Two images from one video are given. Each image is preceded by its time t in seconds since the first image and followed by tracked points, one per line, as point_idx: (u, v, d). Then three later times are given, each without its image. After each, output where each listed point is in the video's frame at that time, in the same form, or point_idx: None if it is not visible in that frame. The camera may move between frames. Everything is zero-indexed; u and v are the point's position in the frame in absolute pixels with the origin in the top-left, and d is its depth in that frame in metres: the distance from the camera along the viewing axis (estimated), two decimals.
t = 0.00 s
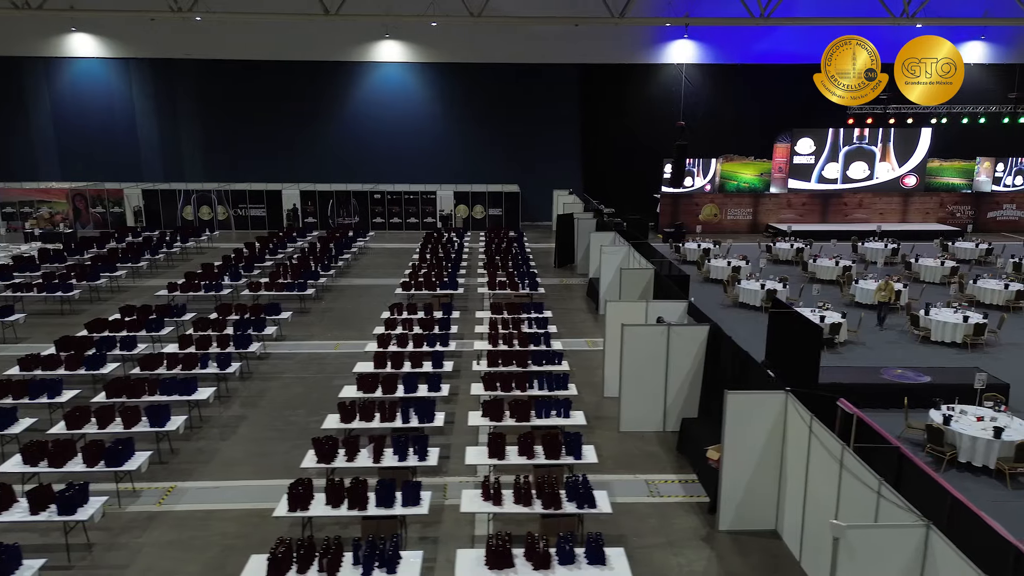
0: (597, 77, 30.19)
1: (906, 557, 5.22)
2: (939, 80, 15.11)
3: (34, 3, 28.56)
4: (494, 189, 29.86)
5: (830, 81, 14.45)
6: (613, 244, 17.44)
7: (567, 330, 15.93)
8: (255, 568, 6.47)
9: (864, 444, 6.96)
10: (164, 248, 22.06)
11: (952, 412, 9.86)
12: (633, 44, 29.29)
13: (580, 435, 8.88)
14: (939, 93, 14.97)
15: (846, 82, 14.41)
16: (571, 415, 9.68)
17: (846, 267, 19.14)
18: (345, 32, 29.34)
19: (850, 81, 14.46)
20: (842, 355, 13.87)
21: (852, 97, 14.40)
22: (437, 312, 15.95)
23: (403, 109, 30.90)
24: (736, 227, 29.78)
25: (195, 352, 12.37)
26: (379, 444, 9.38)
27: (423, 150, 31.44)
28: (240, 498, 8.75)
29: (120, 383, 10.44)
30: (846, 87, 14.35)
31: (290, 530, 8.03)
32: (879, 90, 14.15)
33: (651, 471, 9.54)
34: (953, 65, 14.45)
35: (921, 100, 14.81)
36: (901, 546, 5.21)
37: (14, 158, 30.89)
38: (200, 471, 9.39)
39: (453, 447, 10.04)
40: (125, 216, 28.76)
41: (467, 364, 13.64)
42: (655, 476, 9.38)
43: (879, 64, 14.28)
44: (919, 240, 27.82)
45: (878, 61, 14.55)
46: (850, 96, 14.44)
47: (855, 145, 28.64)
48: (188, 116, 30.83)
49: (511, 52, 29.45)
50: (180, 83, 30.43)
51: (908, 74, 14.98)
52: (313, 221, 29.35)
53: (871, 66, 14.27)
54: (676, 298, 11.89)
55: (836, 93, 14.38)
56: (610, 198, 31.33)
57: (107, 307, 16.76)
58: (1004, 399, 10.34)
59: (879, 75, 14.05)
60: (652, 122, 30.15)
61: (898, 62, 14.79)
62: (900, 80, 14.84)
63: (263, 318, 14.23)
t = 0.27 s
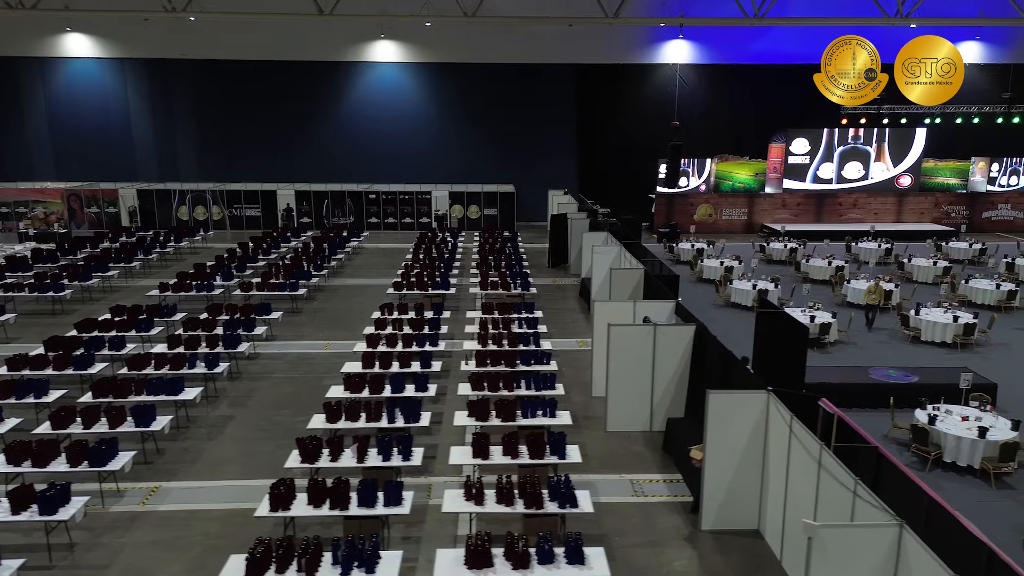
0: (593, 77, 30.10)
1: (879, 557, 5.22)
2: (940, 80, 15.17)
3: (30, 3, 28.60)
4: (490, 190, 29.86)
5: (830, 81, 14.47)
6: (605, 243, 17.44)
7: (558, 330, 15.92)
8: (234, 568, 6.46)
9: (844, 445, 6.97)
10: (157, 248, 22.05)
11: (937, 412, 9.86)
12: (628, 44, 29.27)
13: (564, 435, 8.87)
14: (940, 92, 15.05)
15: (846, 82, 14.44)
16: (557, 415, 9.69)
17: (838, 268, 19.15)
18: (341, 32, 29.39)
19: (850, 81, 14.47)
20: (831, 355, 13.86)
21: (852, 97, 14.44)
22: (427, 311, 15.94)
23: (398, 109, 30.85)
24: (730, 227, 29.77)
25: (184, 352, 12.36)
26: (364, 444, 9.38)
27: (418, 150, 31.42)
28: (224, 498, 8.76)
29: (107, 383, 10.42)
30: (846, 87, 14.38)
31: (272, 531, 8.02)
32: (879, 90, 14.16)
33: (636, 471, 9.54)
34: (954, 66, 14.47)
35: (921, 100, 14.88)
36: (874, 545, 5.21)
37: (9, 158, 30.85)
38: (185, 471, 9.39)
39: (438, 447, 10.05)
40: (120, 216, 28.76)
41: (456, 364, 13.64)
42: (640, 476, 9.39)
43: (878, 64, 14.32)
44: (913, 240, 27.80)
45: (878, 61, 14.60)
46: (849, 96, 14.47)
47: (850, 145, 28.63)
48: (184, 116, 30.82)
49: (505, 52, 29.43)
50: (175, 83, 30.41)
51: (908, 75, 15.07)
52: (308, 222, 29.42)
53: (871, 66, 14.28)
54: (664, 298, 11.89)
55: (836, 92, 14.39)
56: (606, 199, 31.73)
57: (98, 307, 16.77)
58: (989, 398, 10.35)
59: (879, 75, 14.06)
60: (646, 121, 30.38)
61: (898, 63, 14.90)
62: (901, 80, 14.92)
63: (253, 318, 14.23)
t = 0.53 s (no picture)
0: (588, 77, 30.12)
1: (853, 557, 5.23)
2: (940, 80, 15.51)
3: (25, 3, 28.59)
4: (485, 190, 29.86)
5: (830, 81, 14.63)
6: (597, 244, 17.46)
7: (549, 330, 15.91)
8: (212, 568, 6.46)
9: (823, 444, 6.98)
10: (150, 248, 22.06)
11: (922, 412, 9.87)
12: (623, 44, 29.31)
13: (549, 435, 8.87)
14: (940, 92, 15.37)
15: (846, 82, 14.54)
16: (543, 415, 9.69)
17: (831, 268, 19.18)
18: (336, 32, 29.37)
19: (850, 81, 14.55)
20: (821, 355, 13.87)
21: (852, 97, 14.48)
22: (418, 311, 15.93)
23: (394, 109, 30.84)
24: (725, 227, 29.76)
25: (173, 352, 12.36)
26: (350, 444, 9.38)
27: (413, 150, 31.40)
28: (208, 498, 8.75)
29: (94, 383, 10.42)
30: (846, 87, 14.47)
31: (255, 531, 8.02)
32: (879, 90, 14.19)
33: (622, 471, 9.54)
34: (954, 66, 14.84)
35: (921, 100, 15.22)
36: (848, 545, 5.22)
37: (3, 158, 30.81)
38: (171, 471, 9.39)
39: (425, 447, 10.04)
40: (115, 216, 28.72)
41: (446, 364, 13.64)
42: (625, 475, 9.39)
43: (878, 64, 14.53)
44: (908, 240, 27.80)
45: (877, 62, 14.87)
46: (849, 96, 14.53)
47: (845, 145, 28.61)
48: (179, 116, 30.80)
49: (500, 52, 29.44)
50: (170, 83, 30.40)
51: (908, 75, 15.37)
52: (302, 221, 29.36)
53: (871, 65, 14.57)
54: (652, 298, 11.88)
55: (835, 92, 14.54)
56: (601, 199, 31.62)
57: (90, 307, 16.77)
58: (976, 399, 10.36)
59: (879, 74, 14.11)
60: (639, 121, 30.37)
61: (898, 63, 15.11)
62: (901, 80, 15.21)
63: (243, 318, 14.23)
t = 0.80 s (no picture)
0: (583, 78, 30.12)
1: (827, 557, 5.25)
2: (940, 81, 15.48)
3: (20, 3, 28.61)
4: (480, 190, 29.86)
5: (830, 81, 14.74)
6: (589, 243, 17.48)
7: (540, 330, 15.91)
8: (191, 568, 6.45)
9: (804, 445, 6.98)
10: (144, 248, 22.06)
11: (908, 412, 9.89)
12: (618, 44, 29.31)
13: (534, 435, 8.87)
14: (941, 92, 15.35)
15: (846, 82, 14.67)
16: (529, 415, 9.69)
17: (824, 268, 19.20)
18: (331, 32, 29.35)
19: (850, 81, 14.70)
20: (811, 355, 13.87)
21: (852, 97, 14.60)
22: (409, 311, 15.92)
23: (389, 109, 30.84)
24: (720, 227, 29.78)
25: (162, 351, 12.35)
26: (335, 444, 9.37)
27: (408, 150, 31.40)
28: (193, 498, 8.76)
29: (81, 383, 10.41)
30: (846, 86, 14.60)
31: (238, 530, 8.02)
32: (880, 90, 14.36)
33: (608, 470, 9.54)
34: (954, 66, 14.83)
35: (921, 100, 15.22)
36: (822, 545, 5.22)
37: None
38: (156, 471, 9.39)
39: (411, 447, 10.05)
40: (110, 216, 28.72)
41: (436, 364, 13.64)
42: (611, 475, 9.40)
43: (877, 65, 14.62)
44: (902, 240, 27.81)
45: (877, 61, 14.90)
46: (849, 96, 14.67)
47: (840, 145, 28.62)
48: (174, 116, 30.80)
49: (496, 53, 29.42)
50: (166, 83, 30.41)
51: (908, 75, 15.37)
52: (298, 221, 29.40)
53: (871, 66, 14.57)
54: (639, 298, 11.89)
55: (836, 93, 14.64)
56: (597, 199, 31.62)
57: (82, 307, 16.78)
58: (962, 398, 10.37)
59: (879, 74, 14.22)
60: (635, 121, 30.40)
61: (898, 63, 15.18)
62: (901, 80, 15.23)
63: (233, 318, 14.23)
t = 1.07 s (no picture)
0: (578, 78, 30.14)
1: (801, 556, 5.26)
2: (940, 80, 15.58)
3: (15, 3, 28.60)
4: (475, 190, 29.86)
5: (830, 81, 14.90)
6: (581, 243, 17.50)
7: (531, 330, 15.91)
8: (170, 567, 6.45)
9: (784, 445, 7.00)
10: (138, 248, 22.06)
11: (894, 411, 9.91)
12: (614, 44, 29.33)
13: (519, 434, 8.88)
14: (941, 92, 15.44)
15: (846, 82, 14.81)
16: (516, 415, 9.69)
17: (817, 268, 19.19)
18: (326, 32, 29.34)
19: (850, 81, 14.88)
20: (801, 354, 13.88)
21: (852, 97, 14.74)
22: (400, 311, 15.92)
23: (385, 110, 30.82)
24: (715, 227, 29.79)
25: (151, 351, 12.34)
26: (320, 444, 9.36)
27: (404, 150, 31.38)
28: (177, 498, 8.76)
29: (67, 383, 10.41)
30: (846, 87, 14.74)
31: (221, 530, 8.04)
32: (879, 90, 14.55)
33: (593, 470, 9.55)
34: (954, 66, 14.85)
35: (921, 100, 15.35)
36: (796, 544, 5.24)
37: None
38: (141, 471, 9.40)
39: (398, 447, 10.05)
40: (105, 216, 28.70)
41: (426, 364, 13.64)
42: (596, 475, 9.40)
43: (877, 65, 14.81)
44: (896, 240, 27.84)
45: (878, 62, 15.08)
46: (849, 96, 14.83)
47: (835, 145, 28.60)
48: (170, 116, 30.81)
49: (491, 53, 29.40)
50: (161, 83, 30.41)
51: (908, 75, 15.51)
52: (293, 221, 29.39)
53: (872, 67, 14.71)
54: (628, 298, 11.89)
55: (835, 92, 14.80)
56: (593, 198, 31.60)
57: (73, 307, 16.77)
58: (948, 398, 10.39)
59: (879, 75, 14.42)
60: (629, 121, 30.34)
61: (898, 63, 15.33)
62: (901, 79, 15.38)
63: (223, 318, 14.23)
